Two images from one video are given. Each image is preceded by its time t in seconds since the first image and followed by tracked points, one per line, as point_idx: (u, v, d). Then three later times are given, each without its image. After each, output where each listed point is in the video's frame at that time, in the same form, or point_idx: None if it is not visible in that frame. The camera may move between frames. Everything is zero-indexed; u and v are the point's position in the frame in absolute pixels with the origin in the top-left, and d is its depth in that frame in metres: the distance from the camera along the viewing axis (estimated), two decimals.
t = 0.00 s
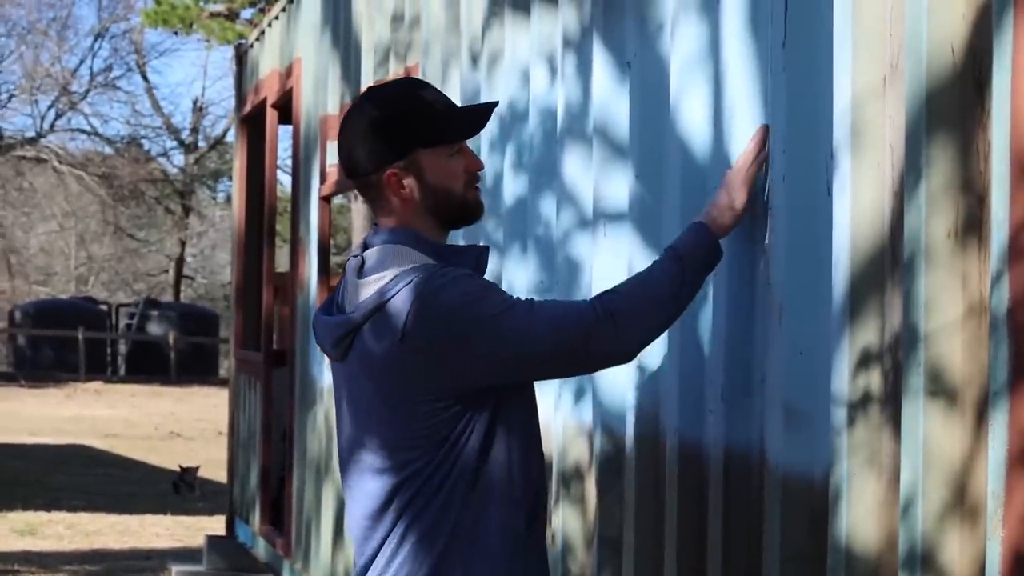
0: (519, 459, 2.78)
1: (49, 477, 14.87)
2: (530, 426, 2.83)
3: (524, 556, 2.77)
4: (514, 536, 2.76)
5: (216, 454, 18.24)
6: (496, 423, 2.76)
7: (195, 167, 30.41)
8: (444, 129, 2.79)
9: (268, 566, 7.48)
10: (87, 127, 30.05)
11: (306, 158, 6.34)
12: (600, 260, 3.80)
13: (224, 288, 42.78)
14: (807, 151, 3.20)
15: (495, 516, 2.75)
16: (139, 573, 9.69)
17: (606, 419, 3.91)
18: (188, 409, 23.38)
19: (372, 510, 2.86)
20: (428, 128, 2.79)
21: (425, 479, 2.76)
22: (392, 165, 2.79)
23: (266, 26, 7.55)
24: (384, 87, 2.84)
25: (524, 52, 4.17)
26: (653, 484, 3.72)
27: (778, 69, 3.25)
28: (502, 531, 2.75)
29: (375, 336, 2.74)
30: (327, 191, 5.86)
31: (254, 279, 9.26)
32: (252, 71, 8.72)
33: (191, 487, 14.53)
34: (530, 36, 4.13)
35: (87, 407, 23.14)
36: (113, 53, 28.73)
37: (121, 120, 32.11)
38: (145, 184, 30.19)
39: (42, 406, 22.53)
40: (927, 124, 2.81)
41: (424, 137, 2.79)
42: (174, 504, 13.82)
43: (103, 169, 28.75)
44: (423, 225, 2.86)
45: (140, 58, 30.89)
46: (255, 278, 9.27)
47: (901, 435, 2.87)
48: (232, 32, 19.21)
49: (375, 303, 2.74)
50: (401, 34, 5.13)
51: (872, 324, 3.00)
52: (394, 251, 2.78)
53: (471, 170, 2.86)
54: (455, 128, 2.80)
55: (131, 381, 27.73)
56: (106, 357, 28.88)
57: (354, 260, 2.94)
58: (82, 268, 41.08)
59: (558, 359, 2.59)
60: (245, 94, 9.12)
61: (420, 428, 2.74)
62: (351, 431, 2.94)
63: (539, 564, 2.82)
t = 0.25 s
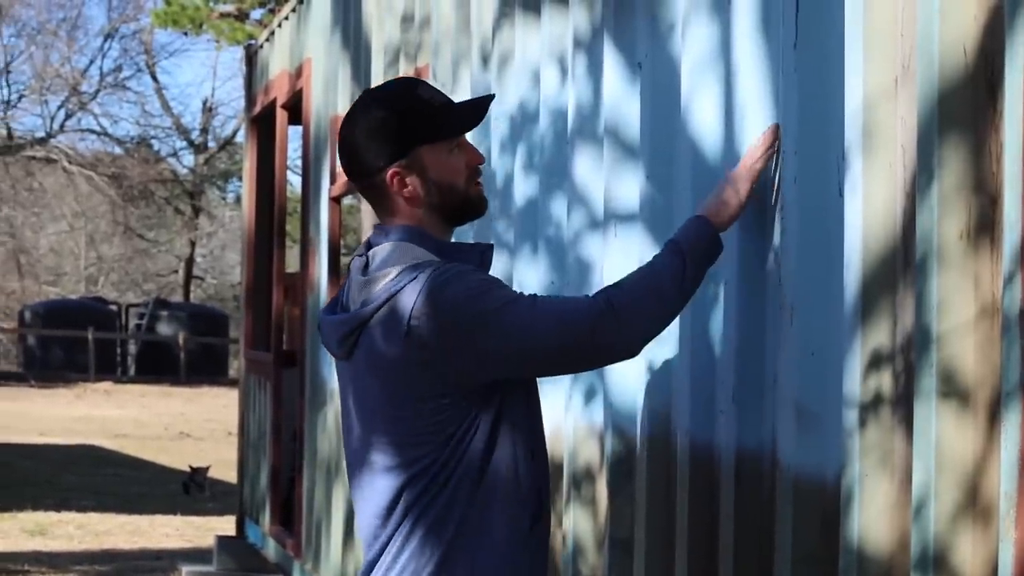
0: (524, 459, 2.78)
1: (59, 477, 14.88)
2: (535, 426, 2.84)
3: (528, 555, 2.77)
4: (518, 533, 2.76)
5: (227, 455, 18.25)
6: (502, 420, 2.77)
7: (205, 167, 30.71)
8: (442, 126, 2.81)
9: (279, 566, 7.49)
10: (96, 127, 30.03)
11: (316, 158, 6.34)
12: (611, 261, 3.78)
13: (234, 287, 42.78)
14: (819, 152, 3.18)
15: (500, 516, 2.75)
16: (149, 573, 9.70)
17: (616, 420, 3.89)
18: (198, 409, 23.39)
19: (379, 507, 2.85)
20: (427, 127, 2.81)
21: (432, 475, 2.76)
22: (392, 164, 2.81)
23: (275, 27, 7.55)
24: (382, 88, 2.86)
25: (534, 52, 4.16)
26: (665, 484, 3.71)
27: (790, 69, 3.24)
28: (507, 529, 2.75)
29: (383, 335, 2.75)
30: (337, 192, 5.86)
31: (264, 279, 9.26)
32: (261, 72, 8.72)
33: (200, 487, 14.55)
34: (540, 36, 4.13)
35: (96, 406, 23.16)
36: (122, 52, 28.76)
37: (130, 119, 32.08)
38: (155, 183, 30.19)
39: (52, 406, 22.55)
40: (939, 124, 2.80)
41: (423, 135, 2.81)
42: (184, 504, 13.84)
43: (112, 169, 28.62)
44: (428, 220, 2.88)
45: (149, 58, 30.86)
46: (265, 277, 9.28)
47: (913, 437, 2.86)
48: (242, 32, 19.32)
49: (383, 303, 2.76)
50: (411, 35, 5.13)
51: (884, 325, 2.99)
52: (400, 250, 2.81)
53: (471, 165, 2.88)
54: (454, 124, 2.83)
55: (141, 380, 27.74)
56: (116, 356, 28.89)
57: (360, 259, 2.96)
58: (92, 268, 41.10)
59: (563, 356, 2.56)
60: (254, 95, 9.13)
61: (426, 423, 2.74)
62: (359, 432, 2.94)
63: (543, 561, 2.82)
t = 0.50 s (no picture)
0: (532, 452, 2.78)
1: (71, 478, 14.90)
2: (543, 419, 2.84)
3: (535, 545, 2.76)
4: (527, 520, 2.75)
5: (239, 456, 18.26)
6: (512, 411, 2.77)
7: (217, 168, 30.78)
8: (440, 124, 2.81)
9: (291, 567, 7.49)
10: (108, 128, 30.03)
11: (327, 159, 6.35)
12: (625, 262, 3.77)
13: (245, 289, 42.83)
14: (835, 154, 3.17)
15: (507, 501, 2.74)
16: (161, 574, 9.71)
17: (630, 421, 3.87)
18: (210, 411, 23.42)
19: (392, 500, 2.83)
20: (426, 126, 2.81)
21: (442, 466, 2.76)
22: (392, 166, 2.82)
23: (288, 28, 7.56)
24: (378, 94, 2.87)
25: (547, 54, 4.16)
26: (678, 487, 3.70)
27: (803, 70, 3.23)
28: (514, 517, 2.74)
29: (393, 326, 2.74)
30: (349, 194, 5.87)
31: (276, 280, 9.27)
32: (273, 73, 8.73)
33: (213, 488, 14.57)
34: (553, 38, 4.12)
35: (109, 407, 23.18)
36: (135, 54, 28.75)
37: (141, 121, 32.09)
38: (167, 184, 30.21)
39: (64, 407, 22.57)
40: (953, 126, 2.79)
41: (423, 135, 2.81)
42: (196, 506, 13.85)
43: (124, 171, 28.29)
44: (434, 220, 2.88)
45: (161, 60, 30.86)
46: (277, 279, 9.28)
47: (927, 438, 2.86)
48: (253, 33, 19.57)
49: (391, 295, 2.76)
50: (423, 36, 5.13)
51: (898, 326, 2.98)
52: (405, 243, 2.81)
53: (470, 163, 2.88)
54: (450, 124, 2.84)
55: (154, 382, 27.77)
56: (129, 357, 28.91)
57: (364, 259, 2.96)
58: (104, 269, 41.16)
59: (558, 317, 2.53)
60: (266, 96, 9.14)
61: (436, 408, 2.75)
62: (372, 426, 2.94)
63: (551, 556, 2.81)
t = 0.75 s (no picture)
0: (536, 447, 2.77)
1: (85, 482, 14.90)
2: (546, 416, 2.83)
3: (543, 540, 2.75)
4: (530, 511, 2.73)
5: (254, 459, 18.26)
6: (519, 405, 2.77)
7: (231, 171, 30.97)
8: (444, 128, 2.80)
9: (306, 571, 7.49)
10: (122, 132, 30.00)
11: (340, 162, 6.35)
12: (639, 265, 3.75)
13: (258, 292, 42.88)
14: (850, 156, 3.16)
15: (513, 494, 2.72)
16: None
17: (645, 424, 3.84)
18: (225, 414, 23.43)
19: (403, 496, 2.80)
20: (432, 129, 2.80)
21: (450, 458, 2.74)
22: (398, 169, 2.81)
23: (302, 31, 7.57)
24: (387, 95, 2.86)
25: (561, 56, 4.15)
26: (693, 491, 3.66)
27: (818, 71, 3.23)
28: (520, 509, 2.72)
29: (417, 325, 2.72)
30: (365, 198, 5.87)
31: (291, 284, 9.27)
32: (288, 77, 8.74)
33: (227, 492, 14.60)
34: (567, 40, 4.12)
35: (124, 411, 23.20)
36: (148, 57, 28.71)
37: (155, 124, 32.04)
38: (181, 188, 30.21)
39: (78, 411, 22.56)
40: (970, 128, 2.78)
41: (429, 137, 2.80)
42: (210, 510, 13.86)
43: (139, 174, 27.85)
44: (441, 221, 2.87)
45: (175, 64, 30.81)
46: (292, 282, 9.29)
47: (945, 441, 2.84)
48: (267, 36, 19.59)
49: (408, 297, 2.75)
50: (437, 39, 5.13)
51: (914, 329, 2.96)
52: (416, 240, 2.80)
53: (479, 166, 2.86)
54: (456, 127, 2.82)
55: (169, 386, 27.79)
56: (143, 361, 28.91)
57: (371, 258, 2.97)
58: (119, 273, 41.20)
59: (561, 289, 2.55)
60: (280, 99, 9.15)
61: (441, 401, 2.74)
62: (378, 424, 2.92)
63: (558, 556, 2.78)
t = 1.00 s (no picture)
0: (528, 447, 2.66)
1: (96, 487, 14.91)
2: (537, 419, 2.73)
3: (539, 545, 2.64)
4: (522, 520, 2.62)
5: (265, 464, 18.25)
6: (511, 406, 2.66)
7: (241, 177, 31.31)
8: (442, 133, 2.75)
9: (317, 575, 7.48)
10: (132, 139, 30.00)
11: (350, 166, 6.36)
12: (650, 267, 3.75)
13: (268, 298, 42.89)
14: (859, 157, 3.15)
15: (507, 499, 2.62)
16: None
17: (656, 424, 3.81)
18: (236, 419, 23.43)
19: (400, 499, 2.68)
20: (433, 134, 2.75)
21: (444, 462, 2.63)
22: (394, 173, 2.77)
23: (312, 35, 7.59)
24: (395, 94, 2.82)
25: (572, 58, 4.16)
26: (701, 494, 3.64)
27: (829, 71, 3.23)
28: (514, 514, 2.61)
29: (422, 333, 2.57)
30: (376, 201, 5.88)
31: (302, 289, 9.27)
32: (299, 80, 8.75)
33: (239, 496, 14.60)
34: (578, 42, 4.13)
35: (135, 416, 23.22)
36: (158, 64, 28.74)
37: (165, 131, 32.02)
38: (191, 195, 30.24)
39: (88, 417, 22.57)
40: (981, 128, 2.78)
41: (426, 144, 2.75)
42: (221, 514, 13.86)
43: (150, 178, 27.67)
44: (434, 230, 2.81)
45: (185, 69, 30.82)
46: (302, 287, 9.28)
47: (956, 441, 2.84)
48: (278, 41, 20.01)
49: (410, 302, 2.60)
50: (448, 41, 5.14)
51: (925, 329, 2.95)
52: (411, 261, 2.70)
53: (478, 178, 2.80)
54: (458, 135, 2.77)
55: (178, 392, 27.80)
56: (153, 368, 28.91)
57: (364, 262, 2.90)
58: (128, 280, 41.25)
59: (565, 340, 2.43)
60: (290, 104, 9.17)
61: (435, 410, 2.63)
62: (369, 422, 2.79)
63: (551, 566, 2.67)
